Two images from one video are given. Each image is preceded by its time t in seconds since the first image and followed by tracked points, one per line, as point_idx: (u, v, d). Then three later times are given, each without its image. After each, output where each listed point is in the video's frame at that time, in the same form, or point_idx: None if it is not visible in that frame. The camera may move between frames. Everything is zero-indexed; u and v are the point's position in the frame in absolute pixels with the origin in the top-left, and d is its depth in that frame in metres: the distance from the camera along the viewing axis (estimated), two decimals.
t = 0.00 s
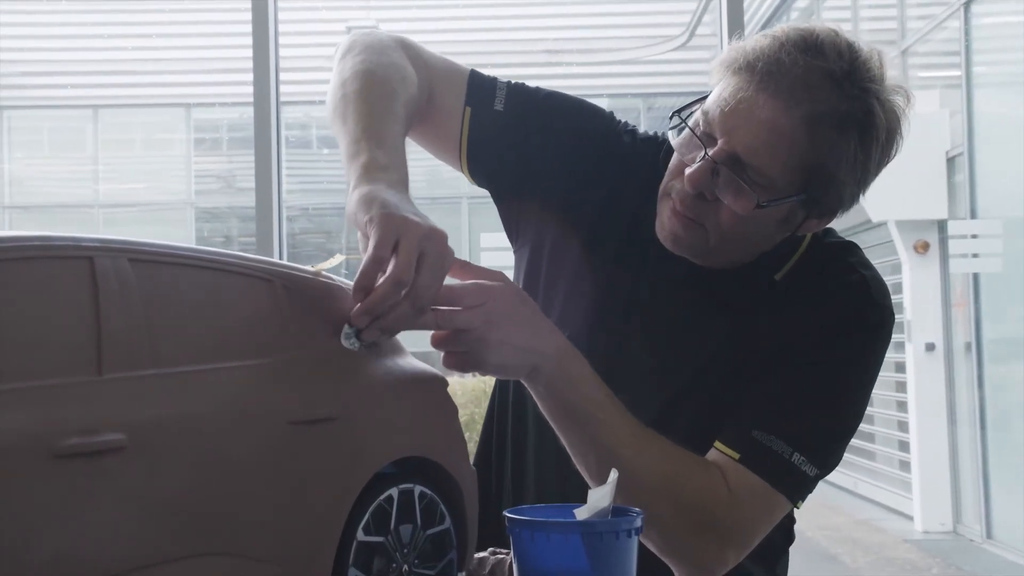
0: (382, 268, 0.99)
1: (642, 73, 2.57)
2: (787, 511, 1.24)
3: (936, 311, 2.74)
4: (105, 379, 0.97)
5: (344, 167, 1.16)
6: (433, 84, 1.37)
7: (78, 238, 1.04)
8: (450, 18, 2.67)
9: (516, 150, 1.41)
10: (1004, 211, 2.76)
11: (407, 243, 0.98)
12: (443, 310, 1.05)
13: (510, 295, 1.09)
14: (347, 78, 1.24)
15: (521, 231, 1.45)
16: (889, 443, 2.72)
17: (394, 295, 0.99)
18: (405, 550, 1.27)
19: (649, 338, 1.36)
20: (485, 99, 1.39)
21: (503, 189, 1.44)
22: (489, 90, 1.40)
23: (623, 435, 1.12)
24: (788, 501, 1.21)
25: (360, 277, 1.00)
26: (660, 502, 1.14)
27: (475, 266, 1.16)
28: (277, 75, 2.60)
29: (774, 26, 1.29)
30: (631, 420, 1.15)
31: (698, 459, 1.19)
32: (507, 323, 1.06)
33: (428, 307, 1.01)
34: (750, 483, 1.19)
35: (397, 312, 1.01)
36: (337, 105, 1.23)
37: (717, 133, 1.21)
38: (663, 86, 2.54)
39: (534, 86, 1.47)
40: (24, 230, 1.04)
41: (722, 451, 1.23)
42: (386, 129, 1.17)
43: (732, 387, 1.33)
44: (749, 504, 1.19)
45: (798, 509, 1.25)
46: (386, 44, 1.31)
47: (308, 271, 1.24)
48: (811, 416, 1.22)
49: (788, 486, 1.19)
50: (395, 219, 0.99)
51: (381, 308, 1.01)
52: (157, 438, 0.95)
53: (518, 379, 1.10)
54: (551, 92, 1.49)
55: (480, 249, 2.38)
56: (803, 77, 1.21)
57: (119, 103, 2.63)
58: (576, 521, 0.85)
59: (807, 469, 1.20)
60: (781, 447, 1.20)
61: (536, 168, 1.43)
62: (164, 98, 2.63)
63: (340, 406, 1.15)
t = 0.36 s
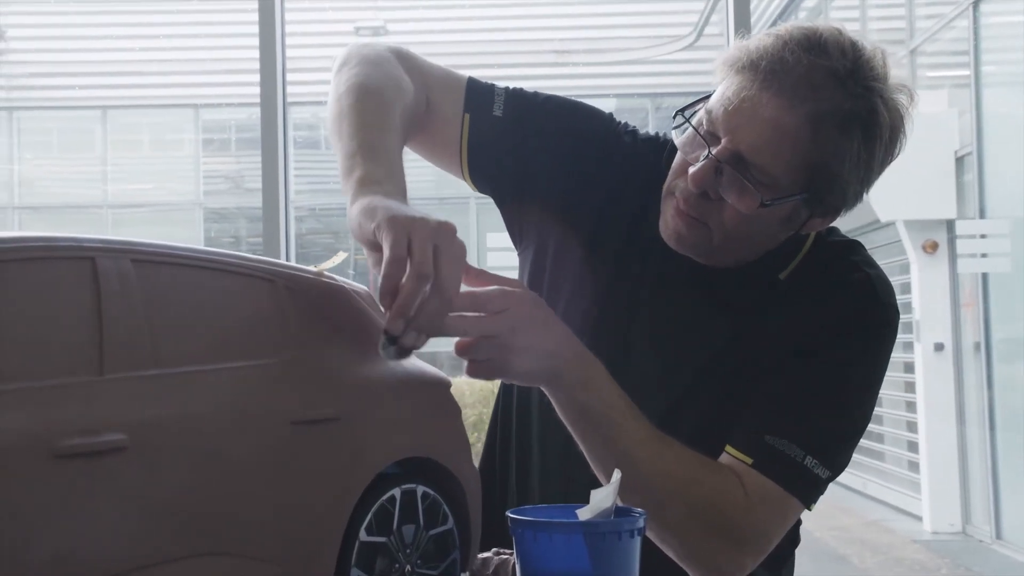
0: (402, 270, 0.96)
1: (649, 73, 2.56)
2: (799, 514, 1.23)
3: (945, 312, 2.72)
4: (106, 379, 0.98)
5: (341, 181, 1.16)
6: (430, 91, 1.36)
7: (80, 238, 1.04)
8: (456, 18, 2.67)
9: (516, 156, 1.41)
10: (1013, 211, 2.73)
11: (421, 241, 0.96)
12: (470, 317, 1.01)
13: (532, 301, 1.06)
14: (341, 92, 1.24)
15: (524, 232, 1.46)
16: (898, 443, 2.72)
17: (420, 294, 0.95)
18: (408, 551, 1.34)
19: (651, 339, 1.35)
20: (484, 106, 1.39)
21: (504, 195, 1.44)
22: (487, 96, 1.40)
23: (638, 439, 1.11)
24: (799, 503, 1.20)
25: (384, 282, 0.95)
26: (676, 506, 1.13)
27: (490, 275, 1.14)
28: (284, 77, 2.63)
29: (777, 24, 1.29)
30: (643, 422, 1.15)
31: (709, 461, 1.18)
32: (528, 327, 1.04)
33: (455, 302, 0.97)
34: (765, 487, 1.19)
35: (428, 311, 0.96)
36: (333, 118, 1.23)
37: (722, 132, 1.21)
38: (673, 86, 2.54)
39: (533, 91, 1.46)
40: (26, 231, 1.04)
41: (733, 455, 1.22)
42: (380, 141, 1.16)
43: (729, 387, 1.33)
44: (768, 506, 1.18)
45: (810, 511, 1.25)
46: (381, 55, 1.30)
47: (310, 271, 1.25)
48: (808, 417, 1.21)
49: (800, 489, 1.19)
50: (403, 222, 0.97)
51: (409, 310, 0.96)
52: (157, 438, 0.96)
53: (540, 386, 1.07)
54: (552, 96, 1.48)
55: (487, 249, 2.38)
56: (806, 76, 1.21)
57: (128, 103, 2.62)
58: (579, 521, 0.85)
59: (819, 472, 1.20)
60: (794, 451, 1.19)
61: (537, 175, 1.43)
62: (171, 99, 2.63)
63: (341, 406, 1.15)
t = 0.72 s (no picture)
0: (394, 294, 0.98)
1: (655, 73, 2.57)
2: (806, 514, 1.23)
3: (953, 313, 2.69)
4: (107, 379, 0.98)
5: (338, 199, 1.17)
6: (429, 99, 1.36)
7: (81, 238, 1.04)
8: (463, 18, 2.67)
9: (517, 161, 1.41)
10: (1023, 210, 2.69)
11: (412, 263, 0.97)
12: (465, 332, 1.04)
13: (531, 312, 1.09)
14: (339, 108, 1.25)
15: (526, 235, 1.45)
16: (905, 442, 2.74)
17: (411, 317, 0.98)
18: (410, 551, 1.27)
19: (653, 339, 1.35)
20: (485, 111, 1.39)
21: (506, 199, 1.44)
22: (488, 102, 1.40)
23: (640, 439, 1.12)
24: (805, 502, 1.20)
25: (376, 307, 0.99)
26: (680, 507, 1.14)
27: (488, 288, 1.16)
28: (291, 76, 2.62)
29: (779, 24, 1.29)
30: (647, 426, 1.15)
31: (715, 464, 1.18)
32: (529, 338, 1.07)
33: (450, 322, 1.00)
34: (769, 489, 1.19)
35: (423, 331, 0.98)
36: (331, 135, 1.24)
37: (724, 132, 1.21)
38: (681, 86, 2.56)
39: (534, 95, 1.46)
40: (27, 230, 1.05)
41: (741, 457, 1.22)
42: (377, 158, 1.17)
43: (733, 386, 1.32)
44: (776, 507, 1.19)
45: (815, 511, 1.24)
46: (378, 67, 1.31)
47: (313, 271, 1.26)
48: (809, 416, 1.21)
49: (806, 489, 1.19)
50: (394, 244, 0.99)
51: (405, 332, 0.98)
52: (158, 435, 0.95)
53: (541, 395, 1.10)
54: (552, 99, 1.49)
55: (495, 250, 2.39)
56: (807, 75, 1.21)
57: (136, 104, 2.64)
58: (581, 520, 0.85)
59: (824, 472, 1.19)
60: (799, 452, 1.19)
61: (539, 181, 1.43)
62: (180, 100, 2.65)
63: (343, 405, 1.15)
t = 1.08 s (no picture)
0: (393, 280, 1.00)
1: (663, 73, 2.56)
2: (804, 512, 1.23)
3: (962, 312, 2.68)
4: (108, 379, 0.98)
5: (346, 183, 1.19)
6: (437, 92, 1.38)
7: (80, 238, 1.04)
8: (471, 18, 2.67)
9: (522, 159, 1.41)
10: None
11: (415, 254, 0.99)
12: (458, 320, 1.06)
13: (525, 304, 1.10)
14: (349, 95, 1.27)
15: (530, 233, 1.46)
16: (913, 442, 2.71)
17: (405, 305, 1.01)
18: (411, 551, 1.26)
19: (654, 340, 1.35)
20: (490, 107, 1.39)
21: (510, 197, 1.45)
22: (494, 97, 1.40)
23: (635, 437, 1.12)
24: (803, 501, 1.20)
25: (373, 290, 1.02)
26: (674, 504, 1.14)
27: (486, 278, 1.18)
28: (297, 76, 2.63)
29: (781, 23, 1.29)
30: (645, 423, 1.15)
31: (711, 461, 1.18)
32: (521, 329, 1.08)
33: (442, 313, 1.04)
34: (766, 487, 1.19)
35: (416, 321, 1.04)
36: (339, 122, 1.26)
37: (726, 131, 1.21)
38: (689, 86, 2.55)
39: (541, 91, 1.47)
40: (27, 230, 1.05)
41: (737, 455, 1.21)
42: (387, 143, 1.19)
43: (733, 386, 1.32)
44: (772, 505, 1.19)
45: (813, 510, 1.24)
46: (387, 58, 1.33)
47: (314, 271, 1.26)
48: (808, 415, 1.21)
49: (805, 487, 1.19)
50: (397, 232, 1.01)
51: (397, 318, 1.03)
52: (158, 436, 0.95)
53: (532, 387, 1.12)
54: (559, 95, 1.48)
55: (499, 249, 2.38)
56: (809, 74, 1.20)
57: (144, 105, 2.65)
58: (582, 520, 0.85)
59: (823, 471, 1.19)
60: (797, 450, 1.19)
61: (543, 178, 1.43)
62: (186, 100, 2.65)
63: (344, 405, 1.15)
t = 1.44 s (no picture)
0: (403, 258, 0.98)
1: (669, 72, 2.56)
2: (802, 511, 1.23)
3: (967, 312, 2.68)
4: (106, 379, 0.98)
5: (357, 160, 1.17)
6: (445, 81, 1.38)
7: (80, 240, 1.05)
8: (476, 19, 2.68)
9: (524, 155, 1.42)
10: None
11: (426, 233, 0.97)
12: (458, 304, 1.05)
13: (525, 294, 1.09)
14: (359, 74, 1.26)
15: (530, 231, 1.46)
16: (919, 443, 2.73)
17: (413, 286, 0.98)
18: (410, 551, 1.28)
19: (654, 340, 1.35)
20: (495, 98, 1.39)
21: (512, 193, 1.45)
22: (500, 88, 1.40)
23: (634, 433, 1.12)
24: (802, 501, 1.20)
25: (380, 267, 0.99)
26: (670, 500, 1.14)
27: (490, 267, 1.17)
28: (302, 77, 2.63)
29: (781, 23, 1.28)
30: (642, 417, 1.15)
31: (708, 458, 1.18)
32: (520, 319, 1.07)
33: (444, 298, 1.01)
34: (764, 485, 1.18)
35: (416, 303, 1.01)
36: (349, 101, 1.24)
37: (726, 130, 1.21)
38: (696, 86, 2.55)
39: (545, 86, 1.47)
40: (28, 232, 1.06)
41: (736, 452, 1.22)
42: (398, 125, 1.18)
43: (733, 386, 1.32)
44: (770, 503, 1.19)
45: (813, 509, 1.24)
46: (397, 43, 1.32)
47: (313, 271, 1.27)
48: (807, 413, 1.21)
49: (805, 487, 1.18)
50: (410, 210, 0.99)
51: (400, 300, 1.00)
52: (157, 435, 0.95)
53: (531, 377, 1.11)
54: (563, 90, 1.49)
55: (504, 249, 2.37)
56: (809, 73, 1.20)
57: (150, 106, 2.66)
58: (581, 521, 0.85)
59: (822, 470, 1.19)
60: (795, 447, 1.19)
61: (544, 175, 1.43)
62: (191, 100, 2.66)
63: (343, 405, 1.15)
